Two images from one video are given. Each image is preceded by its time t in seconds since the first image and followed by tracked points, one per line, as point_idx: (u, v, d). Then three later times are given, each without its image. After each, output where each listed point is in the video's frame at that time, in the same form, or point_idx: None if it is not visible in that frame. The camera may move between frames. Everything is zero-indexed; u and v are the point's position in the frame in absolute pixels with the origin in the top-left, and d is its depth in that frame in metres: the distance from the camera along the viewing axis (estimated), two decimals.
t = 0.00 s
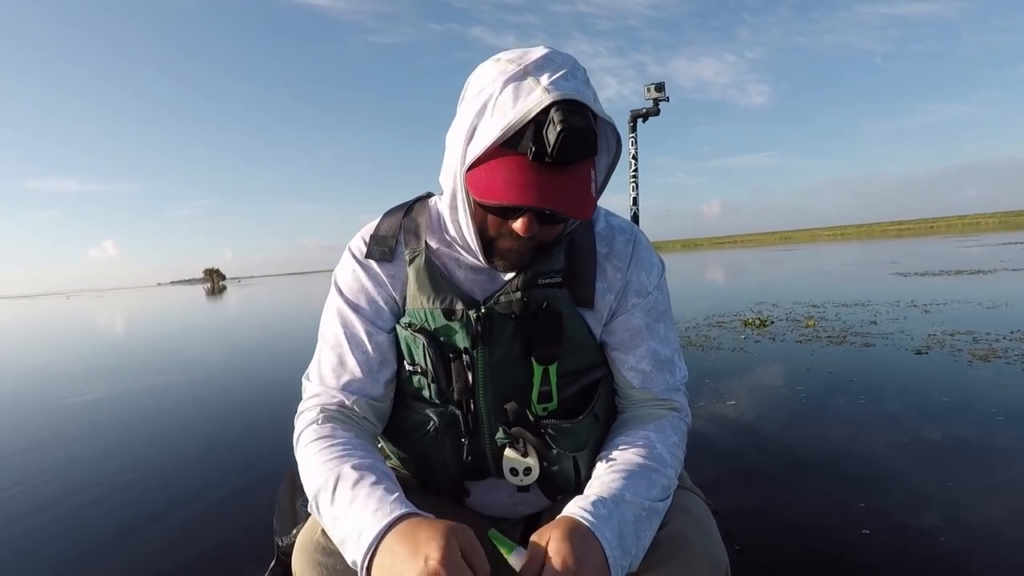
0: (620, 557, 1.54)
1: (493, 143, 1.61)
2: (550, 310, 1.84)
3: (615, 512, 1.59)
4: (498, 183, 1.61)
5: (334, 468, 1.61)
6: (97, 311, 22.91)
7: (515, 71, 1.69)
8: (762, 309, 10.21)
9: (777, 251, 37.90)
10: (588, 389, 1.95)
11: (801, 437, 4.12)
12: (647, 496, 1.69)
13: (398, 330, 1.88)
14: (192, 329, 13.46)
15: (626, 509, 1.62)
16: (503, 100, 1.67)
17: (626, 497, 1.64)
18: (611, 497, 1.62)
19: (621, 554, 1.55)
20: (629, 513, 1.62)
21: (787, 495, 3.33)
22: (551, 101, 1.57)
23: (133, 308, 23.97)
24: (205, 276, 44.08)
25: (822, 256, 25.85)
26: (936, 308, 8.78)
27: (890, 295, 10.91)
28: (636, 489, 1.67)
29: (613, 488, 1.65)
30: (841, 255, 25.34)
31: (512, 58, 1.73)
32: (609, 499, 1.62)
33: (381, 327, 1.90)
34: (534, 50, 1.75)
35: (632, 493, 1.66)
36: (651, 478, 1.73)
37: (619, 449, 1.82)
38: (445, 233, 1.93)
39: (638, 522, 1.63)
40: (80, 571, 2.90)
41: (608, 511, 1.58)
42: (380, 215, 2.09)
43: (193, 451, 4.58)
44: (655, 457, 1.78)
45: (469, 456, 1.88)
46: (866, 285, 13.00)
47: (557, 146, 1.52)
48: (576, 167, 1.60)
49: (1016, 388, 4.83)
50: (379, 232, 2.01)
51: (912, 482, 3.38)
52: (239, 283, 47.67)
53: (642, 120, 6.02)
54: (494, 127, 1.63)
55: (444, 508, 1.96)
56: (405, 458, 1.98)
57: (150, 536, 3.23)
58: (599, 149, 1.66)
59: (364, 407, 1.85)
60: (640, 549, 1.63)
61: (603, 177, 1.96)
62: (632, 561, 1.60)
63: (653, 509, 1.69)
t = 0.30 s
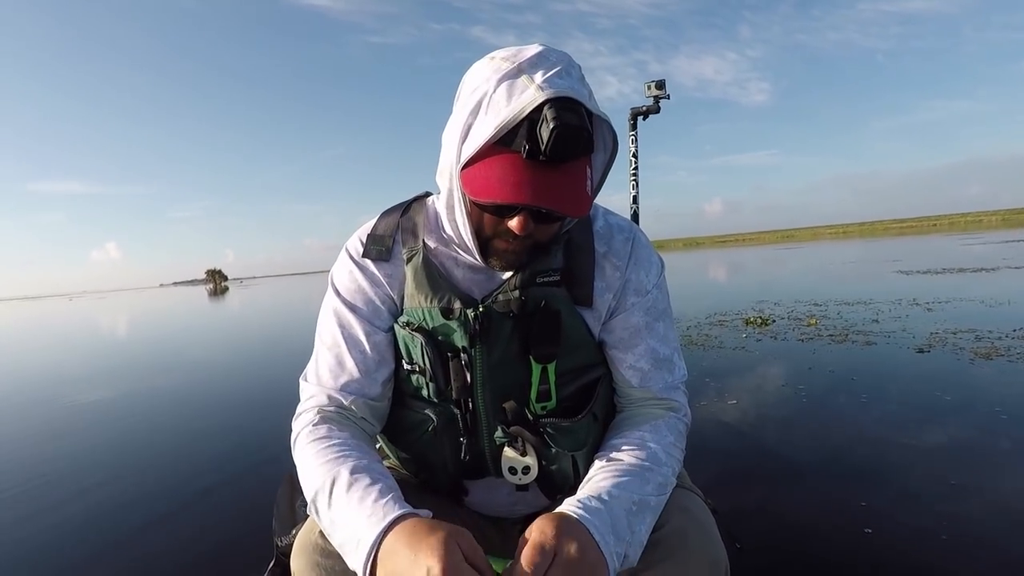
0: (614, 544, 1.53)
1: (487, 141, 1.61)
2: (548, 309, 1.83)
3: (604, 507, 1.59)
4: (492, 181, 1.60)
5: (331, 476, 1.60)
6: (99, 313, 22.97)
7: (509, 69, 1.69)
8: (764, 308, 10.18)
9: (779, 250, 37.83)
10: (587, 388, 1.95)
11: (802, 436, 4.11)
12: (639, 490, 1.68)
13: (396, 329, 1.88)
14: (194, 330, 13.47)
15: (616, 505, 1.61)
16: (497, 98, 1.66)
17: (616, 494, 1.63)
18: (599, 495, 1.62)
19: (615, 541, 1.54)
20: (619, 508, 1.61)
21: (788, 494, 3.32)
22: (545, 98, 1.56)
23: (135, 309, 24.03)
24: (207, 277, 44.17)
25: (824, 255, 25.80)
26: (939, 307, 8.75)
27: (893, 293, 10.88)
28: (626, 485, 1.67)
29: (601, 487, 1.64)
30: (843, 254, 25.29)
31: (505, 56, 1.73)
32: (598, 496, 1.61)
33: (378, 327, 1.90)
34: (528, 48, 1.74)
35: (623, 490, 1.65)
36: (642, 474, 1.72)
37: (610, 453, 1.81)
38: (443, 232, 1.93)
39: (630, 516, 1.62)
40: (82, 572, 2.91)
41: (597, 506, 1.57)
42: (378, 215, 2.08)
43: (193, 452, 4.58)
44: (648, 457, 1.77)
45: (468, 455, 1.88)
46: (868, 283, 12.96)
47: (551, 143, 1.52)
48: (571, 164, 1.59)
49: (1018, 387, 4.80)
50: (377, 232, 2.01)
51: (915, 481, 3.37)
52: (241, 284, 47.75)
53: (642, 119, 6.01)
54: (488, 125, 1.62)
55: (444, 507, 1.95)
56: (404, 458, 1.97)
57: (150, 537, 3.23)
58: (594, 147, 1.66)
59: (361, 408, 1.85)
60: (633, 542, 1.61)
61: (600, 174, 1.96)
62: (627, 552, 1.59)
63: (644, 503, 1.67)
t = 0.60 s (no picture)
0: (629, 563, 1.54)
1: (488, 139, 1.61)
2: (549, 307, 1.83)
3: (627, 516, 1.58)
4: (493, 178, 1.60)
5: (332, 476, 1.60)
6: (101, 312, 23.00)
7: (510, 68, 1.68)
8: (765, 309, 10.17)
9: (781, 252, 37.78)
10: (589, 387, 1.94)
11: (802, 438, 4.10)
12: (656, 500, 1.68)
13: (396, 328, 1.88)
14: (195, 329, 13.48)
15: (638, 514, 1.61)
16: (498, 96, 1.66)
17: (638, 502, 1.63)
18: (623, 500, 1.61)
19: (631, 560, 1.55)
20: (640, 518, 1.61)
21: (788, 497, 3.31)
22: (546, 96, 1.56)
23: (137, 308, 24.06)
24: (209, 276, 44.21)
25: (825, 256, 25.76)
26: (941, 309, 8.73)
27: (895, 295, 10.85)
28: (646, 492, 1.66)
29: (625, 490, 1.64)
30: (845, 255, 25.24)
31: (507, 55, 1.72)
32: (622, 501, 1.60)
33: (379, 325, 1.90)
34: (529, 47, 1.74)
35: (644, 496, 1.65)
36: (659, 479, 1.72)
37: (625, 448, 1.80)
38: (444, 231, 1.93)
39: (649, 526, 1.63)
40: (83, 571, 2.91)
41: (621, 515, 1.57)
42: (379, 214, 2.08)
43: (194, 451, 4.58)
44: (662, 457, 1.77)
45: (468, 454, 1.87)
46: (870, 285, 12.94)
47: (552, 141, 1.51)
48: (572, 162, 1.59)
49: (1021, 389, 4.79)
50: (378, 231, 2.01)
51: (916, 484, 3.36)
52: (242, 283, 47.81)
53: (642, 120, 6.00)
54: (490, 123, 1.62)
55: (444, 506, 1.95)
56: (404, 457, 1.97)
57: (150, 536, 3.23)
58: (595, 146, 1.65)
59: (362, 407, 1.85)
60: (647, 553, 1.62)
61: (601, 173, 1.95)
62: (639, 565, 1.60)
63: (661, 513, 1.68)
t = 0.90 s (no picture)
0: (619, 559, 1.54)
1: (484, 139, 1.61)
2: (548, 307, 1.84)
3: (616, 513, 1.59)
4: (489, 178, 1.60)
5: (341, 488, 1.60)
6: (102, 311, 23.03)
7: (506, 68, 1.69)
8: (767, 309, 10.16)
9: (782, 252, 37.72)
10: (588, 387, 1.95)
11: (803, 438, 4.10)
12: (648, 497, 1.68)
13: (397, 328, 1.88)
14: (196, 328, 13.49)
15: (626, 510, 1.61)
16: (494, 96, 1.67)
17: (626, 499, 1.63)
18: (612, 498, 1.62)
19: (621, 555, 1.55)
20: (629, 515, 1.61)
21: (789, 497, 3.31)
22: (541, 96, 1.57)
23: (139, 307, 24.08)
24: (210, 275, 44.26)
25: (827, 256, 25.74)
26: (943, 308, 8.73)
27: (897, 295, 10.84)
28: (637, 490, 1.67)
29: (614, 489, 1.64)
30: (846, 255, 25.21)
31: (503, 55, 1.73)
32: (610, 500, 1.61)
33: (379, 327, 1.90)
34: (525, 48, 1.75)
35: (633, 494, 1.65)
36: (651, 478, 1.72)
37: (620, 449, 1.81)
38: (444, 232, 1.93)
39: (639, 523, 1.63)
40: (85, 569, 2.92)
41: (609, 512, 1.58)
42: (379, 215, 2.09)
43: (196, 449, 4.60)
44: (656, 457, 1.77)
45: (468, 453, 1.88)
46: (872, 285, 12.92)
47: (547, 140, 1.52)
48: (568, 161, 1.60)
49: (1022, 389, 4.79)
50: (378, 231, 2.01)
51: (918, 484, 3.36)
52: (244, 283, 47.86)
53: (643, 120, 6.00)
54: (486, 123, 1.63)
55: (445, 506, 1.96)
56: (405, 456, 1.98)
57: (151, 535, 3.23)
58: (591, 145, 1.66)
59: (362, 407, 1.86)
60: (639, 550, 1.62)
61: (599, 172, 1.96)
62: (632, 562, 1.60)
63: (653, 511, 1.68)
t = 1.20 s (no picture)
0: (625, 562, 1.54)
1: (480, 136, 1.61)
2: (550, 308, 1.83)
3: (622, 515, 1.59)
4: (486, 175, 1.60)
5: (329, 474, 1.61)
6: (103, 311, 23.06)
7: (501, 65, 1.69)
8: (768, 308, 10.15)
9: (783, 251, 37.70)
10: (591, 388, 1.94)
11: (805, 437, 4.09)
12: (652, 499, 1.68)
13: (396, 329, 1.88)
14: (197, 329, 13.50)
15: (632, 513, 1.61)
16: (489, 93, 1.66)
17: (632, 501, 1.63)
18: (618, 499, 1.61)
19: (627, 558, 1.55)
20: (634, 517, 1.61)
21: (790, 496, 3.30)
22: (536, 91, 1.57)
23: (140, 307, 24.10)
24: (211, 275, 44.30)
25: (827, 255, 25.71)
26: (945, 308, 8.72)
27: (898, 294, 10.83)
28: (642, 492, 1.67)
29: (619, 491, 1.64)
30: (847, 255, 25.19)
31: (498, 53, 1.73)
32: (617, 501, 1.61)
33: (377, 328, 1.90)
34: (520, 44, 1.75)
35: (638, 496, 1.65)
36: (656, 479, 1.72)
37: (624, 449, 1.80)
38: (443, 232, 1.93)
39: (643, 524, 1.63)
40: (85, 570, 2.92)
41: (616, 514, 1.57)
42: (378, 215, 2.09)
43: (198, 449, 4.60)
44: (660, 457, 1.77)
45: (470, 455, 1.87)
46: (874, 284, 12.90)
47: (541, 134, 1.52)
48: (563, 156, 1.59)
49: None
50: (377, 231, 2.01)
51: (919, 483, 3.35)
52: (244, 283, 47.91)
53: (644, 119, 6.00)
54: (481, 121, 1.63)
55: (447, 508, 1.96)
56: (406, 458, 1.98)
57: (153, 536, 3.23)
58: (587, 140, 1.66)
59: (361, 408, 1.86)
60: (645, 552, 1.62)
61: (599, 171, 1.96)
62: (637, 564, 1.60)
63: (658, 512, 1.68)
